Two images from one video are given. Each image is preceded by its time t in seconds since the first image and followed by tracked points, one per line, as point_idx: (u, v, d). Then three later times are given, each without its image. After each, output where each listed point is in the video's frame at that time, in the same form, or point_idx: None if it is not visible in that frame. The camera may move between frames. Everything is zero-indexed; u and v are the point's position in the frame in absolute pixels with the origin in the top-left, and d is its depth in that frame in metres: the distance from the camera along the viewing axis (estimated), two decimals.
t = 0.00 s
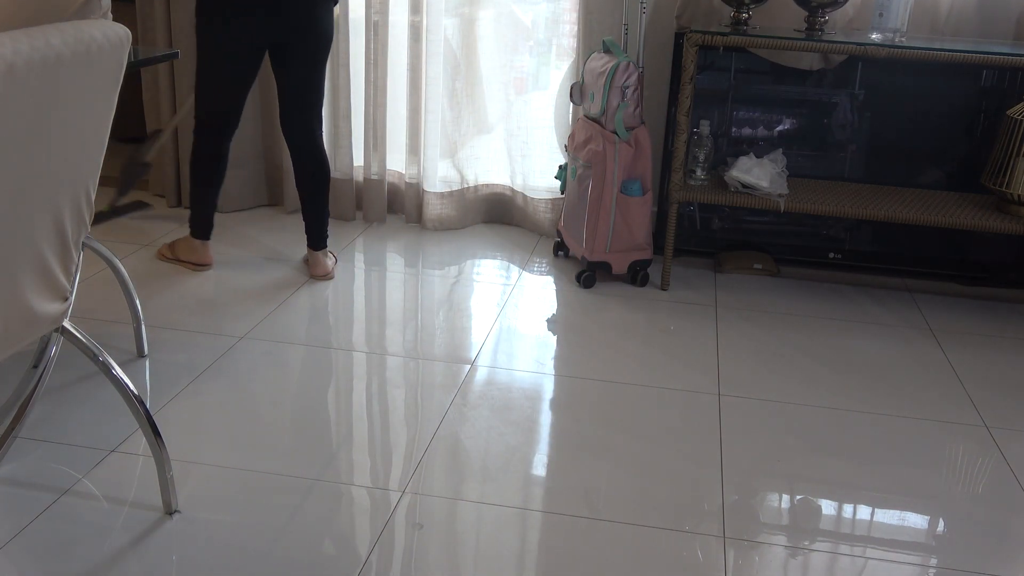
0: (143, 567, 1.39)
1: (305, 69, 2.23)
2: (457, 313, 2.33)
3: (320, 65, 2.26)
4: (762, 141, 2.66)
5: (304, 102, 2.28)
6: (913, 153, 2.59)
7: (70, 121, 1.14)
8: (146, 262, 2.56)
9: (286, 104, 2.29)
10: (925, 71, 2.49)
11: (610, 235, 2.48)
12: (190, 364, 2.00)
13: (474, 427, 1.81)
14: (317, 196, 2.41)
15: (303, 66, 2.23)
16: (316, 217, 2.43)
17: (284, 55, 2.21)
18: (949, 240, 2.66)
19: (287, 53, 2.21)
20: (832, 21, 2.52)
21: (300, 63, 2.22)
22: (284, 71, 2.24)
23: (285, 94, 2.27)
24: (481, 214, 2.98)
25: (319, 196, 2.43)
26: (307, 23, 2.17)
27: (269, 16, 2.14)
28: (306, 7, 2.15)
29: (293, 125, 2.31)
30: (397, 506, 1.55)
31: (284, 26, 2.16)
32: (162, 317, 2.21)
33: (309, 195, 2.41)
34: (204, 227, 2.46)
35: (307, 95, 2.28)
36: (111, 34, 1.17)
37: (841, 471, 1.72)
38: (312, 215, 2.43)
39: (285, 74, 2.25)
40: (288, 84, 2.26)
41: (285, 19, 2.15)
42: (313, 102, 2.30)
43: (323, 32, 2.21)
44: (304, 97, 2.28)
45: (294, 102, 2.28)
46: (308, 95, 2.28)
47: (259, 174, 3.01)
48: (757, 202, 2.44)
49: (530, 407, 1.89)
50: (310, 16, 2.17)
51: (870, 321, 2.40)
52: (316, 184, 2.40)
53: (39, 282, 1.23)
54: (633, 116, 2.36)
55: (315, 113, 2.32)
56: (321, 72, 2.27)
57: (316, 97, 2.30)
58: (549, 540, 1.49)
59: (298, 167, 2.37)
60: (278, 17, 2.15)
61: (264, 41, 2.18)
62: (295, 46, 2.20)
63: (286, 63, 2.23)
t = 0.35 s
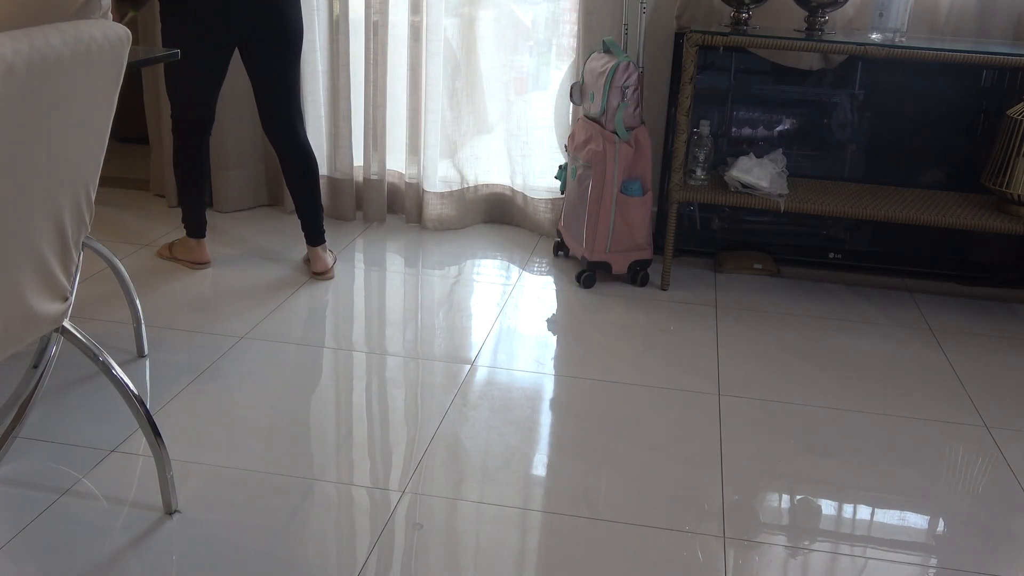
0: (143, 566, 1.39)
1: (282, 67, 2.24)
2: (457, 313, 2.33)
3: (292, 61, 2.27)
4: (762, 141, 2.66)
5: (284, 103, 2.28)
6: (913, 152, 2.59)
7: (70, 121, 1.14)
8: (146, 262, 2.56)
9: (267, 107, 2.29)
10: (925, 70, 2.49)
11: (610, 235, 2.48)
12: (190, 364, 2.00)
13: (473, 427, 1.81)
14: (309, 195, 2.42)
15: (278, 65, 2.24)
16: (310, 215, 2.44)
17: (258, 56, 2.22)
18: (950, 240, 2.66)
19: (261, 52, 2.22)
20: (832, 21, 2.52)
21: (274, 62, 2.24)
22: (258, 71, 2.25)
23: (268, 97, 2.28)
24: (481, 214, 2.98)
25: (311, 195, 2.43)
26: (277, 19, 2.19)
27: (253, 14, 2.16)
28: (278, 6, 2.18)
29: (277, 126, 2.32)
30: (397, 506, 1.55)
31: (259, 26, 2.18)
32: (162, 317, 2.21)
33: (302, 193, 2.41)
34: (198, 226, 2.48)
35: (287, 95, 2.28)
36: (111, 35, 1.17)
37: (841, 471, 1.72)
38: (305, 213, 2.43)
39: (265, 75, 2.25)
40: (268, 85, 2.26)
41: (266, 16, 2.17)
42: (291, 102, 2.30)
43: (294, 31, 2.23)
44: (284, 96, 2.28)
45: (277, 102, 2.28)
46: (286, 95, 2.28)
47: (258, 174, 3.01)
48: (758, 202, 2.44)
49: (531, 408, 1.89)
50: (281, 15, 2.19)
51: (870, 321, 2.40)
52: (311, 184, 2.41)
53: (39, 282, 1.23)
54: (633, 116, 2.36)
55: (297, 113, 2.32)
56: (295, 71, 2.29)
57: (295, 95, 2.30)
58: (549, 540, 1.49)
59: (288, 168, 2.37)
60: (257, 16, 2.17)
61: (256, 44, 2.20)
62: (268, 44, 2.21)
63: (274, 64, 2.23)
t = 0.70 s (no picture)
0: (143, 566, 1.39)
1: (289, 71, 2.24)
2: (457, 313, 2.33)
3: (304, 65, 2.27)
4: (762, 141, 2.66)
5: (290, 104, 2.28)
6: (913, 152, 2.59)
7: (70, 121, 1.14)
8: (146, 262, 2.56)
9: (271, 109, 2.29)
10: (925, 70, 2.49)
11: (610, 236, 2.48)
12: (190, 364, 2.00)
13: (473, 427, 1.81)
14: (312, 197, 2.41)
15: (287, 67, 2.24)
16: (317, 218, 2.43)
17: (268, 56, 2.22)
18: (949, 239, 2.66)
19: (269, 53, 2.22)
20: (832, 21, 2.52)
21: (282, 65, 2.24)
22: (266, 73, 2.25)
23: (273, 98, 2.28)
24: (481, 214, 2.98)
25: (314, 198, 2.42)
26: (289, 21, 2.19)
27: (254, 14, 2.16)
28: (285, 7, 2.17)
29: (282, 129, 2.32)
30: (397, 506, 1.55)
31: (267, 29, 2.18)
32: (162, 317, 2.21)
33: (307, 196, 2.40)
34: (198, 226, 2.47)
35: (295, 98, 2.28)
36: (110, 35, 1.17)
37: (841, 471, 1.72)
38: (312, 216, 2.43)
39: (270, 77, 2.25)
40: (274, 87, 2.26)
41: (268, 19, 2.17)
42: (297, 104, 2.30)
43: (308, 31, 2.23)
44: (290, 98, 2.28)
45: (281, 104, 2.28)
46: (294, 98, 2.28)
47: (258, 174, 3.01)
48: (758, 202, 2.44)
49: (531, 408, 1.89)
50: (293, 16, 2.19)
51: (870, 321, 2.40)
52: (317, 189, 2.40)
53: (39, 282, 1.23)
54: (633, 116, 2.36)
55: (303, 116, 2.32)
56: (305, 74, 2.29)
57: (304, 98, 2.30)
58: (549, 540, 1.49)
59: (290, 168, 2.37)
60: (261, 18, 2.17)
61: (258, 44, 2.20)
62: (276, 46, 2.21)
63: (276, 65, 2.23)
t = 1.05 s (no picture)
0: (143, 566, 1.39)
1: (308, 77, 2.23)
2: (457, 313, 2.33)
3: (328, 73, 2.26)
4: (762, 141, 2.66)
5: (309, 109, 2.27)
6: (913, 152, 2.59)
7: (69, 121, 1.14)
8: (146, 262, 2.56)
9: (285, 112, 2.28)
10: (925, 70, 2.49)
11: (610, 235, 2.48)
12: (190, 364, 2.00)
13: (474, 427, 1.81)
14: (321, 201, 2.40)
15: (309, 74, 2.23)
16: (324, 226, 2.42)
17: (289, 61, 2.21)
18: (949, 239, 2.66)
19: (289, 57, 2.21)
20: (831, 21, 2.52)
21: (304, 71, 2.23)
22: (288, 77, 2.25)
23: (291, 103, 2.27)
24: (481, 214, 2.98)
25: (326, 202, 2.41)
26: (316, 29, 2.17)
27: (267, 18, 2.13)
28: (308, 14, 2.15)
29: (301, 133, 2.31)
30: (397, 506, 1.55)
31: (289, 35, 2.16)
32: (162, 317, 2.21)
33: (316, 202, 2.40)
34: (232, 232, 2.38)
35: (314, 103, 2.27)
36: (111, 35, 1.17)
37: (840, 471, 1.72)
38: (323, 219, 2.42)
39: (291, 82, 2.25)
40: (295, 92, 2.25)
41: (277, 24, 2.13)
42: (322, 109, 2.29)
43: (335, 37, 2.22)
44: (311, 103, 2.27)
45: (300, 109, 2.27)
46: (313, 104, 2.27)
47: (258, 174, 3.01)
48: (757, 203, 2.44)
49: (531, 407, 1.89)
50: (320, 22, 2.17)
51: (870, 321, 2.40)
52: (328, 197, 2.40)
53: (40, 281, 1.23)
54: (633, 116, 2.36)
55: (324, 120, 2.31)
56: (327, 80, 2.27)
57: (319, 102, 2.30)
58: (549, 540, 1.49)
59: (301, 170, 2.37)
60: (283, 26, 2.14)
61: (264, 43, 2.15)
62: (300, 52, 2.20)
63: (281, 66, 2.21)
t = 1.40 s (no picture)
0: (143, 566, 1.39)
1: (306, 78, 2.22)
2: (457, 313, 2.33)
3: (321, 71, 2.24)
4: (762, 141, 2.66)
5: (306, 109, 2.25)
6: (913, 152, 2.59)
7: (69, 121, 1.14)
8: (146, 262, 2.56)
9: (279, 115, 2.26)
10: (925, 71, 2.49)
11: (610, 235, 2.48)
12: (190, 364, 2.00)
13: (474, 427, 1.81)
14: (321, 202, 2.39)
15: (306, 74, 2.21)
16: (322, 228, 2.41)
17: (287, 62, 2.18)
18: (949, 239, 2.66)
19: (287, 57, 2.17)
20: (832, 21, 2.52)
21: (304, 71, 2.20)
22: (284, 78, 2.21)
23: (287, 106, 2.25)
24: (482, 214, 2.99)
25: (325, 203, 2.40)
26: (310, 31, 2.15)
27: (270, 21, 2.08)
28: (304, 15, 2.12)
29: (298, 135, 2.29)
30: (398, 506, 1.55)
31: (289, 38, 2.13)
32: (162, 317, 2.21)
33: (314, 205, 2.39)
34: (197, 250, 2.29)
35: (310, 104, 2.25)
36: (111, 36, 1.17)
37: (840, 471, 1.72)
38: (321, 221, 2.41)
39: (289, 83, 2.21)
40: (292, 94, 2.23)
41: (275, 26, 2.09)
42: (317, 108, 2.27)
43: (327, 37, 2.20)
44: (308, 103, 2.25)
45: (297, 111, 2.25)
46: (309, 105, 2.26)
47: (258, 174, 3.01)
48: (757, 203, 2.44)
49: (531, 407, 1.89)
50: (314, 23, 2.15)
51: (870, 321, 2.40)
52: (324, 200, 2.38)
53: (40, 281, 1.23)
54: (633, 116, 2.36)
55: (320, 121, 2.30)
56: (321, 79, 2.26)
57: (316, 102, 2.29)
58: (549, 540, 1.49)
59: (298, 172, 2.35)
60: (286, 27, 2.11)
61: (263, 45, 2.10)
62: (297, 53, 2.17)
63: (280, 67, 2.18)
